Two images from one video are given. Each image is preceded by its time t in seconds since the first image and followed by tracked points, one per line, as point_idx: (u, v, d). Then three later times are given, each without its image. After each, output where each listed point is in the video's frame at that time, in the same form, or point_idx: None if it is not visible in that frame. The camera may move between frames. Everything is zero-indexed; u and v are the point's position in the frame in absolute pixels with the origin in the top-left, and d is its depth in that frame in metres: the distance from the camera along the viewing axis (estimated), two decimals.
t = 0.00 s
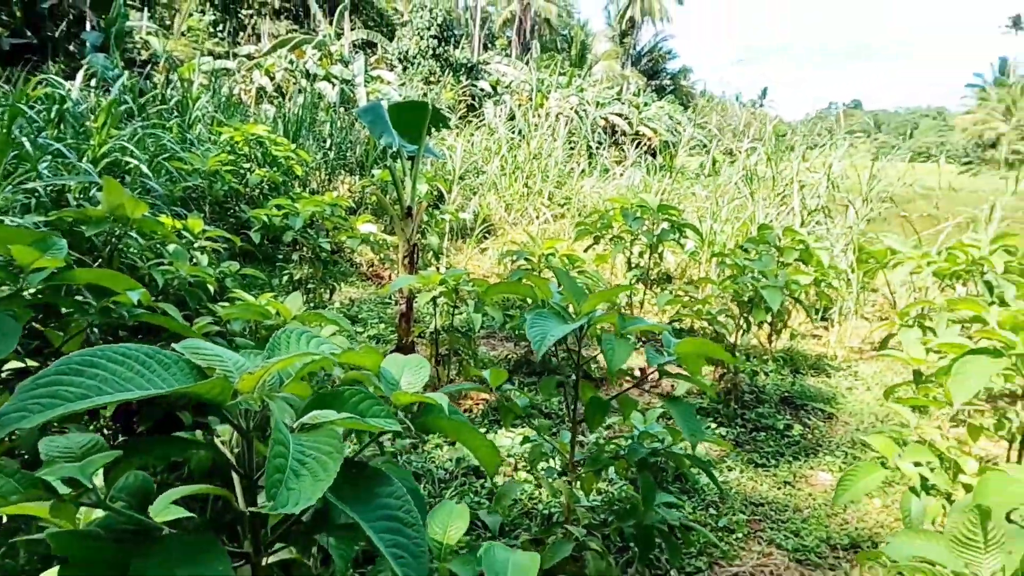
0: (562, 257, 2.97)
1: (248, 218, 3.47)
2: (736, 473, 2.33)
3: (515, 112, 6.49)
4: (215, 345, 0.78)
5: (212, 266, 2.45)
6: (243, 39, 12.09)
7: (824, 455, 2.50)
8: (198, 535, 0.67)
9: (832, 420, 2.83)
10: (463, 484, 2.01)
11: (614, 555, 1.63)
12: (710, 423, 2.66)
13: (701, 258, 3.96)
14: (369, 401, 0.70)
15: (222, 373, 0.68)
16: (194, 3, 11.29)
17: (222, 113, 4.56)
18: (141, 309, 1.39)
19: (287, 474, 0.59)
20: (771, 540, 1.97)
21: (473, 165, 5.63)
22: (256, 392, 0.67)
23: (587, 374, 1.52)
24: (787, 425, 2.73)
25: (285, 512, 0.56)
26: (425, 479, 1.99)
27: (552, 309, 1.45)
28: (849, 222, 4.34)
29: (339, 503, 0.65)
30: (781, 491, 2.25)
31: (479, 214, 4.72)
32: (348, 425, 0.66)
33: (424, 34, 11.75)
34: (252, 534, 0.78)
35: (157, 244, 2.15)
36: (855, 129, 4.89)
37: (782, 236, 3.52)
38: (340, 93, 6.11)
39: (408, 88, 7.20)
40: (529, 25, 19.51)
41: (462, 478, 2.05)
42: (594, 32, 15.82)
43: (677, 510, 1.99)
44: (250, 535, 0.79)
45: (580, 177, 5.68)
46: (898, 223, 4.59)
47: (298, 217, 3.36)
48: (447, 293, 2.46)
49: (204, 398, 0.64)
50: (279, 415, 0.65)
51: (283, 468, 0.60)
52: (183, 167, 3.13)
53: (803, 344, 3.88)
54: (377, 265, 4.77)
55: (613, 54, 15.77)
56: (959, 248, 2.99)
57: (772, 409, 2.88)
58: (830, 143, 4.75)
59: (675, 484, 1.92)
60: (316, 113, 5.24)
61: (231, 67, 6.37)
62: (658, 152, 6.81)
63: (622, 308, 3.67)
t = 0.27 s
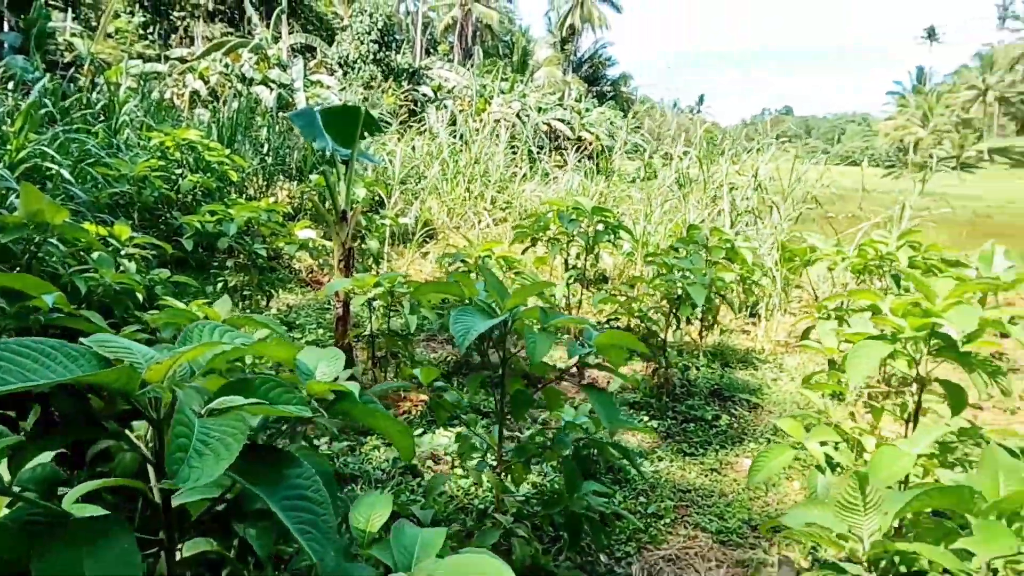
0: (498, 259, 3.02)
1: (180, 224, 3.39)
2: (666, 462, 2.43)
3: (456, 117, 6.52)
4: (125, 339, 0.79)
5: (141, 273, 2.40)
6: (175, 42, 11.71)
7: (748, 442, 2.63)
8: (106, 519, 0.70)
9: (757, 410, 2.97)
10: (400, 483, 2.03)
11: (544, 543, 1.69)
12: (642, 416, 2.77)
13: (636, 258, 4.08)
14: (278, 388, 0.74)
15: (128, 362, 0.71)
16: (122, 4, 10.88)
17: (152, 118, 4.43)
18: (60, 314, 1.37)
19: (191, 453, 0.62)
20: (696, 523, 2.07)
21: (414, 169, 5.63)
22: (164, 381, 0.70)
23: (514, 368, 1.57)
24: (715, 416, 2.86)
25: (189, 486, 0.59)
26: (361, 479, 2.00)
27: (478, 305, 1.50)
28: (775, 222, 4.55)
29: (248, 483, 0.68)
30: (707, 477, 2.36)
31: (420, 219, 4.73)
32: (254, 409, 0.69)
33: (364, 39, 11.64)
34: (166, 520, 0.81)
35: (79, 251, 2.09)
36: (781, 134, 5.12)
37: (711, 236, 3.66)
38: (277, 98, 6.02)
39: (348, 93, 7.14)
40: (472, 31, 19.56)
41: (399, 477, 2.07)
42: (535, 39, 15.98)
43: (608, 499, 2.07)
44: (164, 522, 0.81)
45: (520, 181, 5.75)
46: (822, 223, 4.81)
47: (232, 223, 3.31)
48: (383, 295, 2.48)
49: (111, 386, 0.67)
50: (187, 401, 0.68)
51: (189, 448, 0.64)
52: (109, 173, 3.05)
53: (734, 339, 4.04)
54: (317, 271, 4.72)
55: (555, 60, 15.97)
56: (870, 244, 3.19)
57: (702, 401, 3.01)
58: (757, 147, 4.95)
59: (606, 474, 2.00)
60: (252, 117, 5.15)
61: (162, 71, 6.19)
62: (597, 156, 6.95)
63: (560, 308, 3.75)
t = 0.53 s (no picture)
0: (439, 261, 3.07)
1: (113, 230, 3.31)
2: (601, 454, 2.52)
3: (401, 121, 6.52)
4: (49, 335, 0.82)
5: (70, 280, 2.35)
6: (107, 43, 11.29)
7: (680, 433, 2.75)
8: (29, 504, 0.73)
9: (690, 402, 3.11)
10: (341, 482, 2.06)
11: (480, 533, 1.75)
12: (580, 412, 2.88)
13: (576, 259, 4.18)
14: (198, 377, 0.80)
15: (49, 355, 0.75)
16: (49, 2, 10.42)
17: (82, 121, 4.29)
18: None
19: (111, 436, 0.66)
20: (628, 511, 2.16)
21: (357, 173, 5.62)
22: (87, 373, 0.75)
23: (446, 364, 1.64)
24: (650, 409, 2.97)
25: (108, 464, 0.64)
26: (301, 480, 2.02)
27: (408, 303, 1.57)
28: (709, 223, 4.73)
29: (171, 467, 0.72)
30: (641, 467, 2.46)
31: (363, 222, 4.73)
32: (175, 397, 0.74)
33: (307, 41, 11.47)
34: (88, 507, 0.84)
35: (4, 258, 2.04)
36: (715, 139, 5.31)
37: (646, 237, 3.79)
38: (216, 100, 5.90)
39: (290, 96, 7.04)
40: (417, 34, 19.48)
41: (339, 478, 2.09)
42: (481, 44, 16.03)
43: (544, 491, 2.14)
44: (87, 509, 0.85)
45: (465, 185, 5.80)
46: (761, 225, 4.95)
47: (168, 228, 3.25)
48: (322, 299, 2.49)
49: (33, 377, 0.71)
50: (109, 390, 0.72)
51: (110, 433, 0.68)
52: (35, 178, 2.96)
53: (671, 337, 4.19)
54: (258, 277, 4.66)
55: (501, 65, 16.05)
56: (792, 243, 3.36)
57: (637, 396, 3.13)
58: (693, 151, 5.14)
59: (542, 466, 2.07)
60: (189, 121, 5.04)
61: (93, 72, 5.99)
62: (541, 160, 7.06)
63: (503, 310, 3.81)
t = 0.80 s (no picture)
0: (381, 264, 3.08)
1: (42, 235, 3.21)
2: (542, 449, 2.58)
3: (347, 123, 6.47)
4: None
5: None
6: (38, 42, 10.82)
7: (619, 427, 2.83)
8: None
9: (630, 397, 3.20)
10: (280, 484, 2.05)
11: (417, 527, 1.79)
12: (523, 409, 2.94)
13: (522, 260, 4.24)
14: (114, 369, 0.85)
15: None
16: None
17: (9, 123, 4.13)
18: None
19: (17, 425, 0.69)
20: (566, 502, 2.22)
21: (302, 176, 5.56)
22: None
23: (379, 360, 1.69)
24: (590, 405, 3.05)
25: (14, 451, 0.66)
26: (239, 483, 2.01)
27: (339, 302, 1.62)
28: (651, 225, 4.86)
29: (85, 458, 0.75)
30: (580, 460, 2.53)
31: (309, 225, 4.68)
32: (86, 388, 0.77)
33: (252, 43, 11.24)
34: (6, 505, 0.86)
35: None
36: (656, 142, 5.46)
37: (588, 238, 3.88)
38: (155, 102, 5.75)
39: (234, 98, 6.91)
40: (367, 37, 19.28)
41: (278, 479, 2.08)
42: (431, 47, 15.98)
43: (483, 486, 2.18)
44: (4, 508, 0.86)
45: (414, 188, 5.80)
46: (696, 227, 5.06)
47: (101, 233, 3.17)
48: (261, 301, 2.48)
49: None
50: (19, 381, 0.75)
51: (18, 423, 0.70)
52: None
53: (614, 335, 4.28)
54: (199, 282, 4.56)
55: (452, 69, 16.05)
56: (725, 243, 3.49)
57: (579, 392, 3.21)
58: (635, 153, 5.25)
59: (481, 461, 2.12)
60: (125, 123, 4.90)
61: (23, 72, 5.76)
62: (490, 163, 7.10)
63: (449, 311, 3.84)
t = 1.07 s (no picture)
0: (332, 269, 3.06)
1: None
2: (494, 450, 2.61)
3: (298, 126, 6.39)
4: None
5: None
6: None
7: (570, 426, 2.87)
8: None
9: (581, 397, 3.25)
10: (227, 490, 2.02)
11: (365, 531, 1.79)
12: (475, 411, 2.96)
13: (474, 264, 4.26)
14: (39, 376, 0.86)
15: None
16: None
17: None
18: None
19: None
20: (517, 501, 2.25)
21: (252, 180, 5.46)
22: None
23: (324, 364, 1.70)
24: (542, 405, 3.09)
25: None
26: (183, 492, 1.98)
27: (283, 306, 1.62)
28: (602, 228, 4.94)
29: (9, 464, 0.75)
30: (531, 460, 2.56)
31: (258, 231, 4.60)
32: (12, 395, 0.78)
33: (199, 45, 11.00)
34: None
35: None
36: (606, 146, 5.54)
37: (538, 240, 3.92)
38: (95, 104, 5.57)
39: (179, 100, 6.74)
40: (318, 40, 19.04)
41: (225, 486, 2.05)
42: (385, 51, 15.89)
43: (433, 489, 2.19)
44: None
45: (366, 192, 5.76)
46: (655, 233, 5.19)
47: (38, 239, 3.06)
48: (205, 307, 2.43)
49: None
50: None
51: None
52: None
53: (567, 336, 4.34)
54: (144, 289, 4.44)
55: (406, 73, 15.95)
56: (671, 244, 3.58)
57: (530, 393, 3.24)
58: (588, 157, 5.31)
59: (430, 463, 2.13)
60: (64, 125, 4.73)
61: None
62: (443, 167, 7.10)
63: (401, 315, 3.83)
